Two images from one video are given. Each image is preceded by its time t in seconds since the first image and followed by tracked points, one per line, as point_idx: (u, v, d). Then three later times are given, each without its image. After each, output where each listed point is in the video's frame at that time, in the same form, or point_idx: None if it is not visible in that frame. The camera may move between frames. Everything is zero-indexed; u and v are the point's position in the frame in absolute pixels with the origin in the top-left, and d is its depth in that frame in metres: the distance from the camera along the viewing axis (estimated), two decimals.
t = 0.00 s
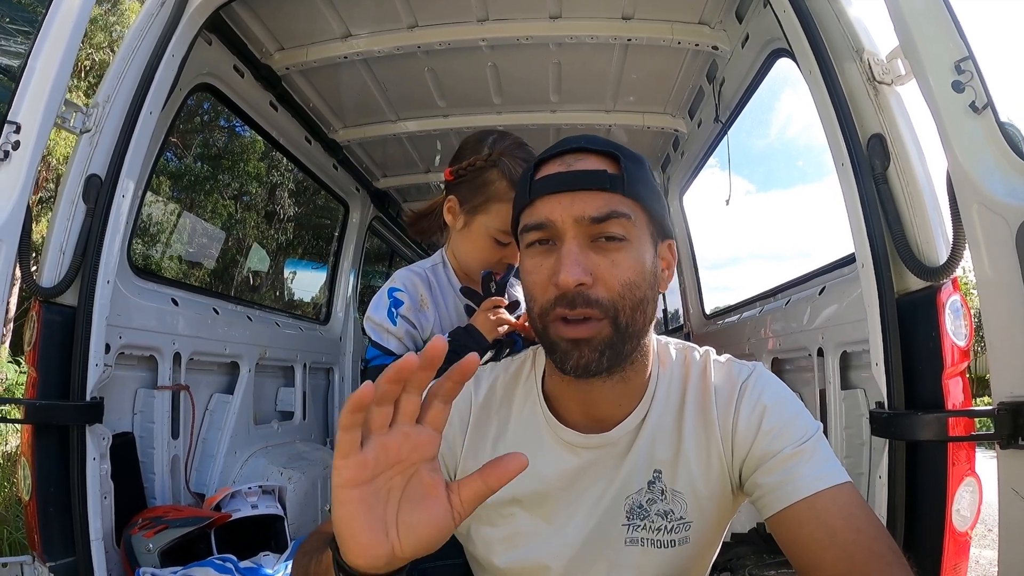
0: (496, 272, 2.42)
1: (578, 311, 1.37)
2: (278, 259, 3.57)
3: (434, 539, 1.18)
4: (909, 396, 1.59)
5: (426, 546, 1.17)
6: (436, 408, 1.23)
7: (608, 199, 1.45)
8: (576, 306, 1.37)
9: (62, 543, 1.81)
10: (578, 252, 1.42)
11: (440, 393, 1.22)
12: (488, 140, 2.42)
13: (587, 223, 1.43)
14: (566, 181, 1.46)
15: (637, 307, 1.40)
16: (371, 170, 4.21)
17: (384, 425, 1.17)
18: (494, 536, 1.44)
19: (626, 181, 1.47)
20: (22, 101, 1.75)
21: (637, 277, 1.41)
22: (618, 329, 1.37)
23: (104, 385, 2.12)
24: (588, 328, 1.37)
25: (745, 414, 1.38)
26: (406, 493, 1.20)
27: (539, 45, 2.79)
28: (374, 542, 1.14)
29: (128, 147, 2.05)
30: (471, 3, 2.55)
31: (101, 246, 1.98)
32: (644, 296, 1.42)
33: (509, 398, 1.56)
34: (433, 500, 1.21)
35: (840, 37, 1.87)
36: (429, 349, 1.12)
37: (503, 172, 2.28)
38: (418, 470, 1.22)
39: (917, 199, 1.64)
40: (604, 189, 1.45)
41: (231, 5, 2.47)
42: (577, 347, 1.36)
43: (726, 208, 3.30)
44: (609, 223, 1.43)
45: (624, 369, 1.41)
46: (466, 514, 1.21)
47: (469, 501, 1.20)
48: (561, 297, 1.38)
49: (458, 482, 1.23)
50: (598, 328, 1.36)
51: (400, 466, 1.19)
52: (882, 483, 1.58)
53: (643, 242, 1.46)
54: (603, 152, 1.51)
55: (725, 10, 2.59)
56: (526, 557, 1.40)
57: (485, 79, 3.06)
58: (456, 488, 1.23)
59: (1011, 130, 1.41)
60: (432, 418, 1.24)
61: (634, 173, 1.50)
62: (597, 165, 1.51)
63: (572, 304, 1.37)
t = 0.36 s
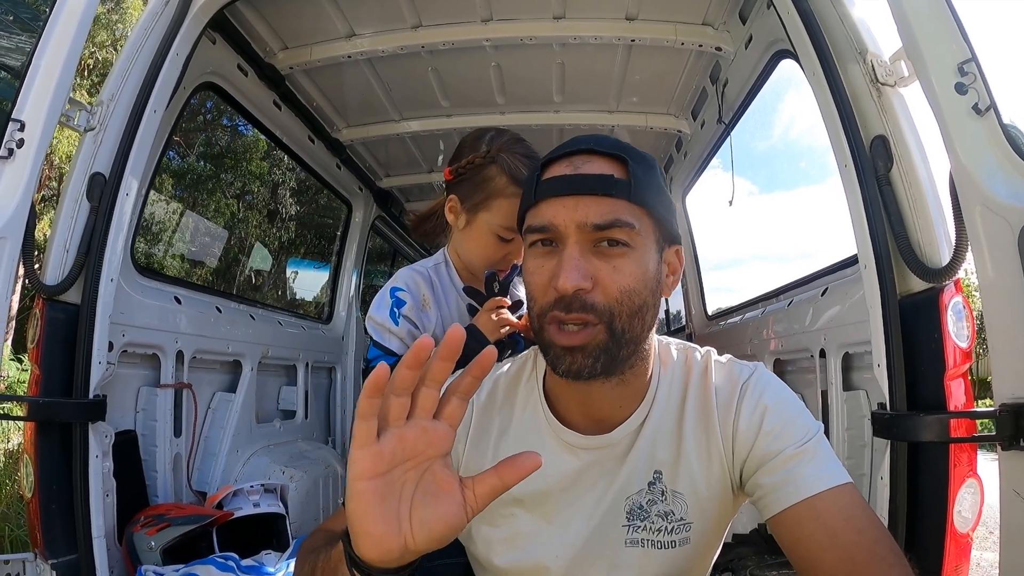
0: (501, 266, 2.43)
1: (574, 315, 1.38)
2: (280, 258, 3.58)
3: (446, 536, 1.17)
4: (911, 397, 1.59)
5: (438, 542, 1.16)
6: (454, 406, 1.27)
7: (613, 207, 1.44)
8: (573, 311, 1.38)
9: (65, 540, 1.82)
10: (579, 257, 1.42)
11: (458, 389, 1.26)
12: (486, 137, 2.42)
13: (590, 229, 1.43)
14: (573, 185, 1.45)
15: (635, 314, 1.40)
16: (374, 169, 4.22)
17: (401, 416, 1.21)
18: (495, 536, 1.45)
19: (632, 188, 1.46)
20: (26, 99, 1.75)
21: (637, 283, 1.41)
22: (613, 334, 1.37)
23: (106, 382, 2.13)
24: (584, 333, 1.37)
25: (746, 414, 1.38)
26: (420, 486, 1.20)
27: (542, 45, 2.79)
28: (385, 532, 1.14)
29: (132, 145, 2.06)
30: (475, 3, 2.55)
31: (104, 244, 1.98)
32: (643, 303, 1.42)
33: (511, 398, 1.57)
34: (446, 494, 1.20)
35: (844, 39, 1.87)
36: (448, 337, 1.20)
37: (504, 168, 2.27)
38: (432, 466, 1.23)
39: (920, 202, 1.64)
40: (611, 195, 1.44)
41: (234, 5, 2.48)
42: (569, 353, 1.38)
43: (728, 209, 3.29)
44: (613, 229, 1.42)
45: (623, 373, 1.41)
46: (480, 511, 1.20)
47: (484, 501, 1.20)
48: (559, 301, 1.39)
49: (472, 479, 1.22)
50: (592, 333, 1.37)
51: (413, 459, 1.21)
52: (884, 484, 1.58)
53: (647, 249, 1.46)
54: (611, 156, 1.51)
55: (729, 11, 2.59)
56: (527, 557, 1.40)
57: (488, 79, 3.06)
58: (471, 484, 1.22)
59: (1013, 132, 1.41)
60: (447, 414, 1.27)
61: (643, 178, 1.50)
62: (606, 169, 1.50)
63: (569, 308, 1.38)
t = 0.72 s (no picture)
0: (495, 264, 2.41)
1: (576, 303, 1.38)
2: (279, 259, 3.57)
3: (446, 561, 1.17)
4: (910, 392, 1.58)
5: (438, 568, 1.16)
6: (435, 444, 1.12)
7: (617, 200, 1.43)
8: (575, 299, 1.38)
9: (67, 546, 1.82)
10: (581, 246, 1.42)
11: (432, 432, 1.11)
12: (471, 136, 2.42)
13: (593, 220, 1.42)
14: (578, 177, 1.45)
15: (638, 307, 1.40)
16: (372, 169, 4.21)
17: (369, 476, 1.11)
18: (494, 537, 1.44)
19: (637, 184, 1.46)
20: (20, 106, 1.75)
21: (640, 275, 1.41)
22: (615, 326, 1.37)
23: (105, 388, 2.13)
24: (586, 322, 1.37)
25: (744, 413, 1.38)
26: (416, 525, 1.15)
27: (538, 43, 2.78)
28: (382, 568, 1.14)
29: (127, 150, 2.05)
30: (469, 1, 2.54)
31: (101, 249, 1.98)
32: (646, 297, 1.42)
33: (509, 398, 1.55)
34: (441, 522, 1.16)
35: (839, 33, 1.86)
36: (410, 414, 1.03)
37: (489, 163, 2.27)
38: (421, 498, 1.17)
39: (918, 196, 1.63)
40: (617, 189, 1.44)
41: (228, 8, 2.48)
42: (568, 341, 1.37)
43: (727, 204, 3.28)
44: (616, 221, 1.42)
45: (621, 371, 1.41)
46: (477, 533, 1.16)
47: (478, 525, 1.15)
48: (560, 288, 1.39)
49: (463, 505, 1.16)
50: (594, 324, 1.37)
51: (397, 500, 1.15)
52: (885, 479, 1.58)
53: (650, 243, 1.46)
54: (618, 152, 1.51)
55: (724, 6, 2.58)
56: (526, 557, 1.40)
57: (484, 77, 3.05)
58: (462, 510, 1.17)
59: (1011, 125, 1.40)
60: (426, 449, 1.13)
61: (647, 174, 1.50)
62: (612, 164, 1.50)
63: (570, 296, 1.38)
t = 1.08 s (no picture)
0: (496, 265, 2.41)
1: (571, 301, 1.39)
2: (279, 259, 3.57)
3: None
4: (910, 392, 1.58)
5: None
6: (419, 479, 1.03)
7: (624, 204, 1.43)
8: (570, 297, 1.39)
9: (67, 545, 1.82)
10: (582, 246, 1.42)
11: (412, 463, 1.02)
12: (478, 136, 2.42)
13: (596, 221, 1.42)
14: (589, 174, 1.45)
15: (635, 312, 1.39)
16: (372, 169, 4.21)
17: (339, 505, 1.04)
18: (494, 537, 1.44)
19: (646, 188, 1.45)
20: (22, 105, 1.75)
21: (640, 280, 1.40)
22: (609, 330, 1.37)
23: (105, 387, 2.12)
24: (581, 326, 1.39)
25: (744, 414, 1.38)
26: (392, 539, 1.12)
27: (538, 43, 2.78)
28: None
29: (128, 148, 2.05)
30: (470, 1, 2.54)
31: (101, 248, 1.98)
32: (645, 302, 1.42)
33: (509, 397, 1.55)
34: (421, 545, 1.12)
35: (840, 35, 1.86)
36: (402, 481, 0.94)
37: (496, 165, 2.27)
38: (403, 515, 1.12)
39: (918, 197, 1.63)
40: (623, 192, 1.43)
41: (229, 7, 2.48)
42: (557, 344, 1.39)
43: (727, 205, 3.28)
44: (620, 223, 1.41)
45: (617, 373, 1.41)
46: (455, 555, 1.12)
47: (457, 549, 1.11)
48: (558, 287, 1.40)
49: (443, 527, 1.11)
50: (588, 328, 1.38)
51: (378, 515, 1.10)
52: (885, 480, 1.58)
53: (654, 251, 1.45)
54: (633, 155, 1.49)
55: (725, 7, 2.58)
56: (527, 557, 1.41)
57: (484, 77, 3.05)
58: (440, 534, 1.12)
59: (1011, 126, 1.41)
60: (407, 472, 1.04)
61: (659, 180, 1.48)
62: (625, 167, 1.49)
63: (568, 292, 1.39)
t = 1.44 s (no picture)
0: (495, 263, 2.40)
1: (577, 294, 1.39)
2: (277, 258, 3.56)
3: None
4: (909, 388, 1.58)
5: None
6: None
7: (626, 199, 1.42)
8: (576, 291, 1.38)
9: (67, 549, 1.82)
10: (585, 240, 1.41)
11: None
12: (475, 134, 2.41)
13: (599, 217, 1.42)
14: (589, 171, 1.45)
15: (642, 305, 1.39)
16: (369, 168, 4.20)
17: None
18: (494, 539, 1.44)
19: (646, 185, 1.45)
20: (15, 107, 1.74)
21: (645, 272, 1.40)
22: (616, 321, 1.37)
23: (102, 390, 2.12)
24: (586, 314, 1.38)
25: (745, 413, 1.37)
26: None
27: (534, 40, 2.77)
28: None
29: (123, 150, 2.04)
30: None
31: (98, 251, 1.97)
32: (650, 296, 1.41)
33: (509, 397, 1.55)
34: None
35: (837, 29, 1.85)
36: None
37: (492, 160, 2.26)
38: None
39: (917, 192, 1.63)
40: (626, 188, 1.43)
41: (222, 7, 2.46)
42: (563, 331, 1.38)
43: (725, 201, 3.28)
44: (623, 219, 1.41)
45: (621, 368, 1.41)
46: None
47: None
48: (563, 279, 1.39)
49: None
50: (594, 317, 1.37)
51: None
52: (884, 476, 1.58)
53: (657, 245, 1.44)
54: (633, 150, 1.49)
55: (721, 2, 2.57)
56: (528, 557, 1.41)
57: (480, 75, 3.04)
58: None
59: (1009, 120, 1.40)
60: None
61: (659, 175, 1.48)
62: (626, 163, 1.48)
63: (574, 287, 1.38)
